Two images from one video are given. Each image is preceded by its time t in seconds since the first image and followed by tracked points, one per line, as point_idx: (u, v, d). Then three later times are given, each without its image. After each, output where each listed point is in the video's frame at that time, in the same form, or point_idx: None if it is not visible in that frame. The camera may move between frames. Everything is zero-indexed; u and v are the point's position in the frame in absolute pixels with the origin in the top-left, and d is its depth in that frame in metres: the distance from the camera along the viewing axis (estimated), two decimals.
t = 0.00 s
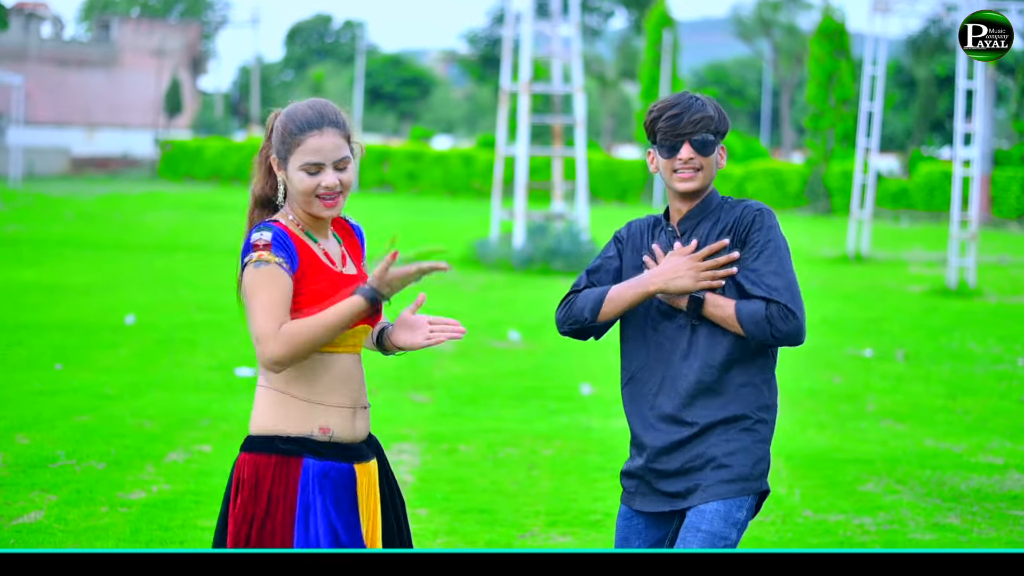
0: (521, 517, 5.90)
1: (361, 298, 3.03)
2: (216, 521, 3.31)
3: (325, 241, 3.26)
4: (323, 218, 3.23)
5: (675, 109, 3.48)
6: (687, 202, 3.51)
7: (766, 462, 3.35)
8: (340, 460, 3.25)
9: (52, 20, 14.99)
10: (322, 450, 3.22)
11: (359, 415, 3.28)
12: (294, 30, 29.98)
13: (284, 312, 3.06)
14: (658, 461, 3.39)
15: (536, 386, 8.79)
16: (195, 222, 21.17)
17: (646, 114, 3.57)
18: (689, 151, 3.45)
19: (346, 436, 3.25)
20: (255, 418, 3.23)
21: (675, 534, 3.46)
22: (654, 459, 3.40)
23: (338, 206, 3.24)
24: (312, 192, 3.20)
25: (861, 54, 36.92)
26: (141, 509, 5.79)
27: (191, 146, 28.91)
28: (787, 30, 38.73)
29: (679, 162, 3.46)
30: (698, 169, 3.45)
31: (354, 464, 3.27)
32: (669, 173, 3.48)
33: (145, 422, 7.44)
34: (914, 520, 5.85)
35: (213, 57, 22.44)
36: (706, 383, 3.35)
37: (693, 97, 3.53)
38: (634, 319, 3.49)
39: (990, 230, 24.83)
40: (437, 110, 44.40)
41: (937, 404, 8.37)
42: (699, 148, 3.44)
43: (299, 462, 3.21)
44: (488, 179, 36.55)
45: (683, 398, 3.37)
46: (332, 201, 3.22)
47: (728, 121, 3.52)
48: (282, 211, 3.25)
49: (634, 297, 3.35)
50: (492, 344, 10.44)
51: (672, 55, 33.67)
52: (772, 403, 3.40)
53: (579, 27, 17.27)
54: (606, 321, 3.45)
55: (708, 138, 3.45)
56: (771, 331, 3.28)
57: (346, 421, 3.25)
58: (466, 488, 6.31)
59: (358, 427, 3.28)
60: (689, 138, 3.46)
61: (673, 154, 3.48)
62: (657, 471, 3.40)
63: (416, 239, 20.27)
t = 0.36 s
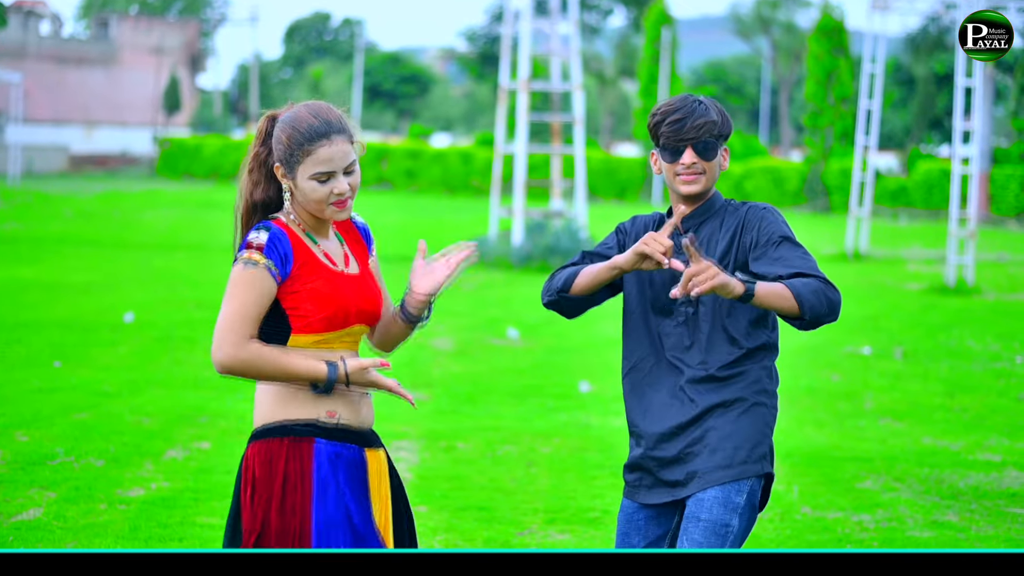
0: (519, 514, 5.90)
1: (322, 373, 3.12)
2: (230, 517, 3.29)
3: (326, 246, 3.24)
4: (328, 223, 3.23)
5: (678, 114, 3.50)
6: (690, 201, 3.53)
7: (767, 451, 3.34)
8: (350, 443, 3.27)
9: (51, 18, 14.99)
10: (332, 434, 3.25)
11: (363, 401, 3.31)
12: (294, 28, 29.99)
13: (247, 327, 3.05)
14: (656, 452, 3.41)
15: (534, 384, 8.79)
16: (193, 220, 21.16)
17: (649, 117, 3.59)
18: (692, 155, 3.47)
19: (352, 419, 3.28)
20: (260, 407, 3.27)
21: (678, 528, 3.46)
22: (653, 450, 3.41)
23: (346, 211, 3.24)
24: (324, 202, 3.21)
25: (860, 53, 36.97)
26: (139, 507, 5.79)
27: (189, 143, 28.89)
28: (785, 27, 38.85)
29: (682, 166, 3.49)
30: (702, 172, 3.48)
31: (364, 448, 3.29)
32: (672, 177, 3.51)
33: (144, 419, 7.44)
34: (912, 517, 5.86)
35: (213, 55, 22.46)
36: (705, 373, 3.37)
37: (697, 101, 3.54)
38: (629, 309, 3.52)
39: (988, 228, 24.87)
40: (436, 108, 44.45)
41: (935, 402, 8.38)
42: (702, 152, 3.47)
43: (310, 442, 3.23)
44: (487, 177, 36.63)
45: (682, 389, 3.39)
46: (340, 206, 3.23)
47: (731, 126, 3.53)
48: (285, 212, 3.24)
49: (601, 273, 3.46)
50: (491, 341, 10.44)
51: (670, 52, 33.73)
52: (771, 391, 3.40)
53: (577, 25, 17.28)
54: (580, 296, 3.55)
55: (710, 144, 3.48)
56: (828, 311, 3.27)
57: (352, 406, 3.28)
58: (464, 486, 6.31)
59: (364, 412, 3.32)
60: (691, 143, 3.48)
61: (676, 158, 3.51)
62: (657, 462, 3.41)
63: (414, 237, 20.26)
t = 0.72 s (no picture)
0: (518, 513, 5.89)
1: (234, 327, 3.18)
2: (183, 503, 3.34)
3: (326, 222, 3.32)
4: (323, 190, 3.30)
5: (672, 127, 3.48)
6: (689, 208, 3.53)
7: (765, 454, 3.35)
8: (313, 435, 3.33)
9: (50, 17, 14.98)
10: (294, 424, 3.31)
11: (340, 395, 3.35)
12: (293, 27, 29.91)
13: (199, 271, 3.17)
14: (654, 451, 3.40)
15: (533, 382, 8.79)
16: (192, 219, 21.12)
17: (643, 126, 3.58)
18: (687, 168, 3.47)
19: (322, 412, 3.33)
20: (241, 383, 3.37)
21: (671, 527, 3.47)
22: (650, 451, 3.41)
23: (340, 179, 3.32)
24: (317, 165, 3.29)
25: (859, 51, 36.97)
26: (138, 505, 5.79)
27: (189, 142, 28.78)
28: (784, 26, 38.89)
29: (678, 179, 3.48)
30: (697, 183, 3.48)
31: (328, 440, 3.34)
32: (670, 188, 3.52)
33: (143, 418, 7.43)
34: (911, 516, 5.86)
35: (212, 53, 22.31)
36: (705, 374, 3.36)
37: (687, 107, 3.52)
38: (633, 309, 3.50)
39: (988, 228, 24.87)
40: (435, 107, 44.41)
41: (934, 400, 8.40)
42: (696, 164, 3.46)
43: (267, 426, 3.31)
44: (486, 176, 36.60)
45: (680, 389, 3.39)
46: (336, 174, 3.30)
47: (727, 125, 3.54)
48: (291, 189, 3.34)
49: (602, 279, 3.46)
50: (490, 340, 10.43)
51: (669, 51, 33.69)
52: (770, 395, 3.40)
53: (576, 23, 17.26)
54: (581, 304, 3.54)
55: (706, 154, 3.47)
56: (816, 316, 3.30)
57: (325, 398, 3.33)
58: (462, 484, 6.31)
59: (338, 407, 3.36)
60: (686, 156, 3.46)
61: (673, 170, 3.50)
62: (653, 462, 3.40)
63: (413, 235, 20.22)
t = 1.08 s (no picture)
0: (515, 511, 5.89)
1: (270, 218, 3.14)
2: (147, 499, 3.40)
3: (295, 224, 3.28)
4: (302, 189, 3.29)
5: (669, 113, 3.50)
6: (682, 203, 3.53)
7: (763, 456, 3.34)
8: (263, 430, 3.28)
9: (50, 14, 14.98)
10: (242, 418, 3.28)
11: (299, 394, 3.29)
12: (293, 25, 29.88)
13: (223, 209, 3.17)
14: (652, 450, 3.39)
15: (531, 381, 8.78)
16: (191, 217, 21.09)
17: (641, 117, 3.59)
18: (683, 154, 3.47)
19: (274, 408, 3.28)
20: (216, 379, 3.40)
21: (669, 526, 3.46)
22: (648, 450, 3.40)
23: (321, 181, 3.29)
24: (301, 164, 3.26)
25: (857, 50, 36.97)
26: (135, 503, 5.79)
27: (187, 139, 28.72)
28: (783, 25, 38.93)
29: (674, 165, 3.49)
30: (691, 172, 3.49)
31: (280, 436, 3.28)
32: (663, 177, 3.52)
33: (140, 415, 7.43)
34: (908, 515, 5.85)
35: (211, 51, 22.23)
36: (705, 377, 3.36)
37: (688, 101, 3.55)
38: (629, 310, 3.51)
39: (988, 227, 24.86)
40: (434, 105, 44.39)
41: (932, 400, 8.39)
42: (691, 151, 3.46)
43: (216, 418, 3.30)
44: (485, 174, 36.56)
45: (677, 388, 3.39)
46: (316, 175, 3.28)
47: (723, 121, 3.54)
48: (275, 183, 3.35)
49: (582, 266, 3.53)
50: (488, 339, 10.42)
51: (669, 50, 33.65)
52: (767, 396, 3.40)
53: (575, 22, 17.25)
54: (570, 292, 3.58)
55: (699, 142, 3.46)
56: (827, 290, 3.24)
57: (277, 395, 3.28)
58: (460, 483, 6.30)
59: (296, 405, 3.29)
60: (682, 141, 3.46)
61: (668, 157, 3.50)
62: (651, 461, 3.39)
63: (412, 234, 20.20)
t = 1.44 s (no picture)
0: (514, 511, 5.89)
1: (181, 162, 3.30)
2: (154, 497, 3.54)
3: (277, 225, 3.31)
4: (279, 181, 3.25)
5: (670, 107, 3.50)
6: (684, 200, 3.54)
7: (762, 461, 3.34)
8: (248, 434, 3.31)
9: (49, 13, 14.97)
10: (231, 421, 3.34)
11: (284, 398, 3.30)
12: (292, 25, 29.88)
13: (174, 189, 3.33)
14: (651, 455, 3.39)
15: (530, 381, 8.77)
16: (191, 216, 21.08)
17: (642, 119, 3.59)
18: (684, 146, 3.47)
19: (259, 412, 3.31)
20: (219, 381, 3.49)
21: (665, 531, 3.46)
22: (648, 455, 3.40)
23: (298, 176, 3.24)
24: (278, 153, 3.23)
25: (856, 50, 37.00)
26: (134, 502, 5.78)
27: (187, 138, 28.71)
28: (783, 25, 38.96)
29: (674, 158, 3.48)
30: (691, 166, 3.48)
31: (264, 440, 3.30)
32: (664, 169, 3.50)
33: (139, 415, 7.42)
34: (907, 516, 5.86)
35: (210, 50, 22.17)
36: (706, 384, 3.36)
37: (689, 99, 3.56)
38: (628, 314, 3.51)
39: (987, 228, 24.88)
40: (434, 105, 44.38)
41: (931, 400, 8.39)
42: (693, 145, 3.46)
43: (210, 417, 3.39)
44: (484, 174, 36.53)
45: (676, 395, 3.39)
46: (294, 169, 3.23)
47: (723, 124, 3.53)
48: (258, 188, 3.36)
49: (592, 275, 3.44)
50: (487, 338, 10.42)
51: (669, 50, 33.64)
52: (766, 401, 3.40)
53: (576, 22, 17.24)
54: (572, 304, 3.55)
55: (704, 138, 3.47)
56: (817, 282, 3.26)
57: (260, 400, 3.31)
58: (459, 482, 6.31)
59: (281, 410, 3.31)
60: (684, 134, 3.47)
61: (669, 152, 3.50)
62: (650, 467, 3.39)
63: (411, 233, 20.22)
